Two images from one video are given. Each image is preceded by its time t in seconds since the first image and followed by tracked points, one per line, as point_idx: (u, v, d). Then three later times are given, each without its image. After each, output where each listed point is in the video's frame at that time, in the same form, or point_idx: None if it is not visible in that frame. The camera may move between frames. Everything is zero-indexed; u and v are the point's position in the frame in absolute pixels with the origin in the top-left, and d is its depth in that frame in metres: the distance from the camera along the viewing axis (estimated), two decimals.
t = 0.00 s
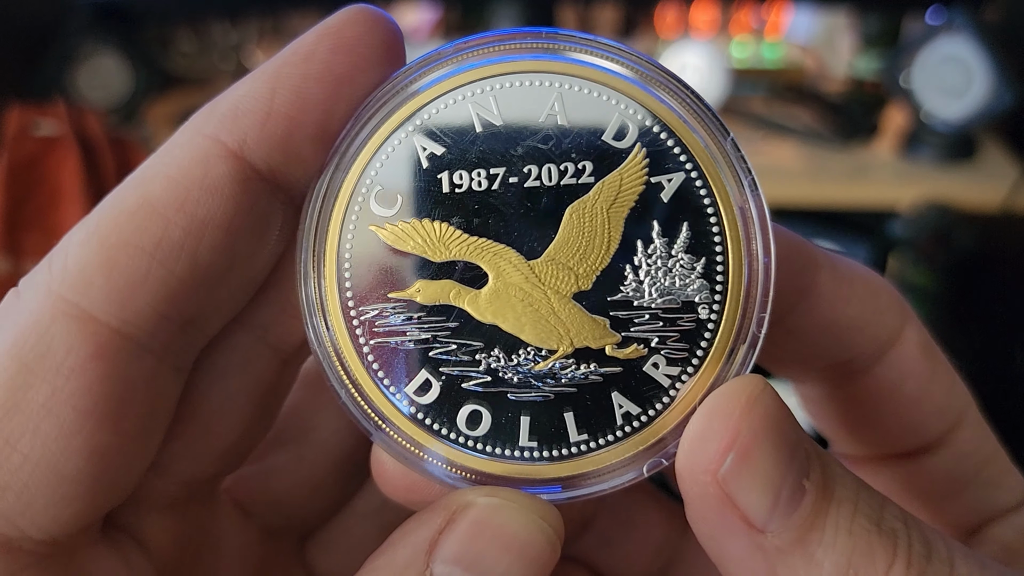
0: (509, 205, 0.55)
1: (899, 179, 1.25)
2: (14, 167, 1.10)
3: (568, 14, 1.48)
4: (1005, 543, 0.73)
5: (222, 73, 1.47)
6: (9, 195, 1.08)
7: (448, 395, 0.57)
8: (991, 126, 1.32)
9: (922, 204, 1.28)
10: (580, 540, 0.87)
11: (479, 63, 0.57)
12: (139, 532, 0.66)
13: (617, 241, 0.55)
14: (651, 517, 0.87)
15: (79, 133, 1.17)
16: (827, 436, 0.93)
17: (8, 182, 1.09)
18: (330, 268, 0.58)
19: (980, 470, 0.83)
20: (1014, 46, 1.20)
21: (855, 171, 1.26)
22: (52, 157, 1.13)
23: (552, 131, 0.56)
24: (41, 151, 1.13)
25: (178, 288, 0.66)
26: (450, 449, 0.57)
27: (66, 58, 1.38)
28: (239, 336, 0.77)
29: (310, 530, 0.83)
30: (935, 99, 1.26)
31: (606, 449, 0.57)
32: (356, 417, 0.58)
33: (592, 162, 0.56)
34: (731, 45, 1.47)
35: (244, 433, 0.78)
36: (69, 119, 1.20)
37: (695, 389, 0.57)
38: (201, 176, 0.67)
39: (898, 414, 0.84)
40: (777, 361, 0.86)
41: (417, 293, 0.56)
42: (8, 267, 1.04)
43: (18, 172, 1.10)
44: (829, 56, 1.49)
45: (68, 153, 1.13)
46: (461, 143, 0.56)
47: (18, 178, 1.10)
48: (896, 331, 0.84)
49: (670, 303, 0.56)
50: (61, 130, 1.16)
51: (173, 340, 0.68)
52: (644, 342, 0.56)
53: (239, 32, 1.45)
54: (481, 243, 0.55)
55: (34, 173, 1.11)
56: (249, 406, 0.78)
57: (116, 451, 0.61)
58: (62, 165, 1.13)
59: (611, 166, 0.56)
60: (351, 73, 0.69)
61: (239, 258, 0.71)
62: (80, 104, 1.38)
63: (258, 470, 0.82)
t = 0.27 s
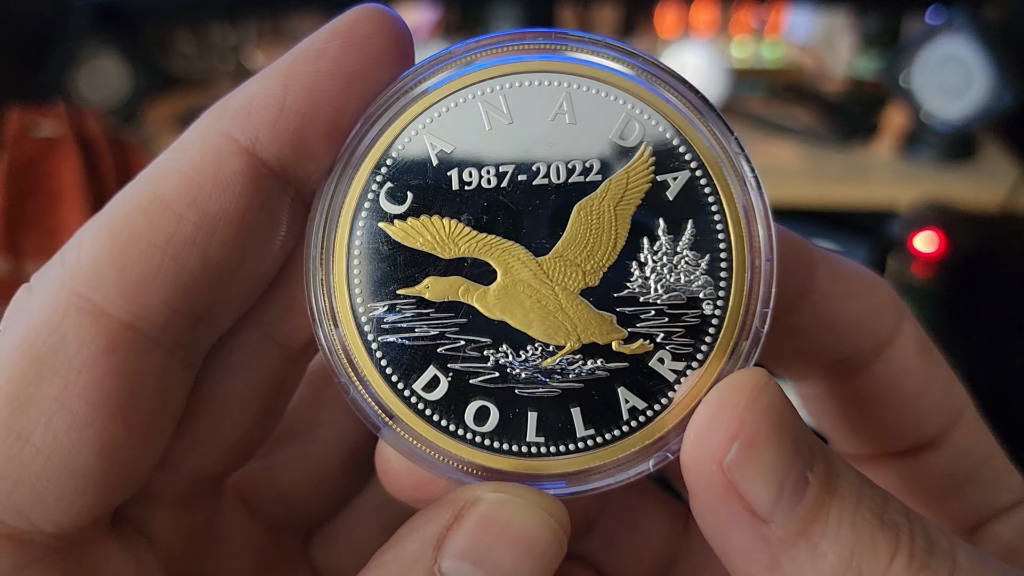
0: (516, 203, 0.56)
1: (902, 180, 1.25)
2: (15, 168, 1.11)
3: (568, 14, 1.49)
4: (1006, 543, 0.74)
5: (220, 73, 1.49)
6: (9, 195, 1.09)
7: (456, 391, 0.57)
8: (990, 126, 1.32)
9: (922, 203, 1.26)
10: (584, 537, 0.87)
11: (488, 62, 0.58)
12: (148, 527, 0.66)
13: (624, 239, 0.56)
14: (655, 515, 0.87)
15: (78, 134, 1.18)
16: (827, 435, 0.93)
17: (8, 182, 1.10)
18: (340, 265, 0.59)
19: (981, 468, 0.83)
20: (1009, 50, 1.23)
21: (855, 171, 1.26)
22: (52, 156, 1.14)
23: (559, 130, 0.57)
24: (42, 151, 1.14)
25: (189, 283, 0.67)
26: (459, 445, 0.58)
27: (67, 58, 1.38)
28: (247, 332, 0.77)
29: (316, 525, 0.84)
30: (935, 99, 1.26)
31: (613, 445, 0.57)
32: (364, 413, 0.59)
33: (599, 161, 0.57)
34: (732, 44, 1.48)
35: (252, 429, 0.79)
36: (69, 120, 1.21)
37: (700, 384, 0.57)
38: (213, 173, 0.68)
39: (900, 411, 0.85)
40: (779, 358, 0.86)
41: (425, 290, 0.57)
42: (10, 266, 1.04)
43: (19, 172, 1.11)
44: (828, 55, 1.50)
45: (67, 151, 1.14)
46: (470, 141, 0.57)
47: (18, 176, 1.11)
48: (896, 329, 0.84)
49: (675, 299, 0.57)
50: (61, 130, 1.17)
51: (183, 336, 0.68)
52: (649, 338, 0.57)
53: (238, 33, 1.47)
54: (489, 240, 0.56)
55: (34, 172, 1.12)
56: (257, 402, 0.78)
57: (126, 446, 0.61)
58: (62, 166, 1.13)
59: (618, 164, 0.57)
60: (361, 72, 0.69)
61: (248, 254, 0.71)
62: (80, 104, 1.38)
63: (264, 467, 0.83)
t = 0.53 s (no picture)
0: (511, 200, 0.56)
1: (902, 181, 1.25)
2: (14, 167, 1.11)
3: (568, 14, 1.49)
4: (1000, 539, 0.75)
5: (221, 73, 1.49)
6: (8, 195, 1.09)
7: (451, 388, 0.57)
8: (991, 126, 1.32)
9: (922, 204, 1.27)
10: (581, 535, 0.87)
11: (483, 60, 0.58)
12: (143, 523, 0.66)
13: (618, 236, 0.56)
14: (651, 513, 0.87)
15: (78, 133, 1.18)
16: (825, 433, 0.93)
17: (7, 182, 1.10)
18: (335, 263, 0.59)
19: (978, 466, 0.84)
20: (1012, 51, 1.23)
21: (856, 171, 1.26)
22: (51, 156, 1.14)
23: (554, 128, 0.57)
24: (41, 150, 1.14)
25: (185, 281, 0.67)
26: (453, 442, 0.58)
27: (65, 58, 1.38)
28: (243, 330, 0.77)
29: (311, 524, 0.84)
30: (935, 98, 1.26)
31: (607, 442, 0.57)
32: (359, 411, 0.59)
33: (593, 159, 0.57)
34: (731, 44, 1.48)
35: (248, 427, 0.79)
36: (68, 119, 1.20)
37: (694, 381, 0.57)
38: (209, 171, 0.68)
39: (897, 409, 0.85)
40: (776, 356, 0.86)
41: (420, 288, 0.57)
42: (9, 266, 1.05)
43: (18, 171, 1.11)
44: (828, 56, 1.50)
45: (66, 150, 1.14)
46: (465, 139, 0.57)
47: (17, 176, 1.11)
48: (892, 326, 0.84)
49: (670, 296, 0.57)
50: (60, 130, 1.17)
51: (179, 333, 0.68)
52: (644, 335, 0.57)
53: (238, 32, 1.47)
54: (483, 237, 0.56)
55: (33, 172, 1.12)
56: (253, 399, 0.79)
57: (122, 442, 0.61)
58: (61, 165, 1.13)
59: (612, 162, 0.57)
60: (358, 70, 0.69)
61: (244, 252, 0.71)
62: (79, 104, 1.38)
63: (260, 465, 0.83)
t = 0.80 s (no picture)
0: (508, 204, 0.56)
1: (900, 179, 1.25)
2: (13, 166, 1.10)
3: (569, 14, 1.49)
4: (1006, 539, 0.74)
5: (221, 73, 1.48)
6: (9, 192, 1.09)
7: (448, 392, 0.57)
8: (991, 126, 1.32)
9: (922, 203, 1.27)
10: (580, 538, 0.87)
11: (480, 62, 0.57)
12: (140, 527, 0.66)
13: (616, 240, 0.56)
14: (651, 515, 0.87)
15: (78, 132, 1.18)
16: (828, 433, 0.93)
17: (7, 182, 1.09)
18: (332, 266, 0.59)
19: (979, 469, 0.83)
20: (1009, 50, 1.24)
21: (855, 171, 1.26)
22: (51, 156, 1.13)
23: (552, 130, 0.57)
24: (40, 151, 1.13)
25: (182, 284, 0.67)
26: (450, 446, 0.57)
27: (65, 58, 1.38)
28: (240, 333, 0.77)
29: (310, 527, 0.84)
30: (935, 98, 1.26)
31: (605, 446, 0.57)
32: (356, 414, 0.59)
33: (591, 162, 0.57)
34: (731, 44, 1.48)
35: (246, 430, 0.79)
36: (68, 119, 1.20)
37: (692, 385, 0.57)
38: (206, 174, 0.68)
39: (897, 411, 0.85)
40: (776, 357, 0.86)
41: (417, 291, 0.57)
42: (9, 267, 1.04)
43: (17, 172, 1.10)
44: (829, 56, 1.50)
45: (66, 150, 1.14)
46: (462, 142, 0.57)
47: (17, 176, 1.10)
48: (898, 327, 0.84)
49: (668, 300, 0.57)
50: (60, 130, 1.16)
51: (176, 337, 0.68)
52: (642, 339, 0.57)
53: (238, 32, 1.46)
54: (480, 241, 0.56)
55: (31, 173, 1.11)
56: (250, 402, 0.78)
57: (119, 447, 0.61)
58: (61, 166, 1.13)
59: (611, 165, 0.57)
60: (355, 72, 0.69)
61: (241, 255, 0.71)
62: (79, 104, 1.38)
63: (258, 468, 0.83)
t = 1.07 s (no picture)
0: (510, 203, 0.56)
1: (902, 180, 1.25)
2: (15, 168, 1.11)
3: (570, 14, 1.49)
4: (1006, 541, 0.74)
5: (222, 73, 1.48)
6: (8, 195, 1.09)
7: (450, 391, 0.57)
8: (991, 127, 1.32)
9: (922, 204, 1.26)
10: (582, 538, 0.87)
11: (483, 62, 0.57)
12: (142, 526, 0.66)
13: (618, 239, 0.56)
14: (652, 515, 0.87)
15: (79, 133, 1.18)
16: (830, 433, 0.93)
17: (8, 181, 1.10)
18: (334, 265, 0.59)
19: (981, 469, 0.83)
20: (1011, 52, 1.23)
21: (855, 171, 1.26)
22: (51, 157, 1.14)
23: (554, 130, 0.57)
24: (40, 151, 1.14)
25: (185, 283, 0.67)
26: (452, 445, 0.58)
27: (65, 58, 1.38)
28: (242, 332, 0.77)
29: (312, 526, 0.84)
30: (934, 98, 1.26)
31: (607, 445, 0.57)
32: (359, 413, 0.59)
33: (593, 161, 0.57)
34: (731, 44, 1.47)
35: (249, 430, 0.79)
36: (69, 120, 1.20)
37: (694, 385, 0.57)
38: (209, 173, 0.68)
39: (899, 411, 0.85)
40: (778, 357, 0.86)
41: (419, 291, 0.57)
42: (9, 268, 1.04)
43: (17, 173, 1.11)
44: (829, 56, 1.49)
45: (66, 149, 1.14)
46: (464, 141, 0.57)
47: (18, 178, 1.10)
48: (900, 327, 0.84)
49: (670, 299, 0.57)
50: (61, 130, 1.17)
51: (179, 336, 0.68)
52: (644, 339, 0.57)
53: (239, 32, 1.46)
54: (483, 241, 0.56)
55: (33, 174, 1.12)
56: (252, 402, 0.78)
57: (122, 445, 0.61)
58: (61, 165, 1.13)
59: (613, 165, 0.57)
60: (357, 71, 0.69)
61: (244, 254, 0.71)
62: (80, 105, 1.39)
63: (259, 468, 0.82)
